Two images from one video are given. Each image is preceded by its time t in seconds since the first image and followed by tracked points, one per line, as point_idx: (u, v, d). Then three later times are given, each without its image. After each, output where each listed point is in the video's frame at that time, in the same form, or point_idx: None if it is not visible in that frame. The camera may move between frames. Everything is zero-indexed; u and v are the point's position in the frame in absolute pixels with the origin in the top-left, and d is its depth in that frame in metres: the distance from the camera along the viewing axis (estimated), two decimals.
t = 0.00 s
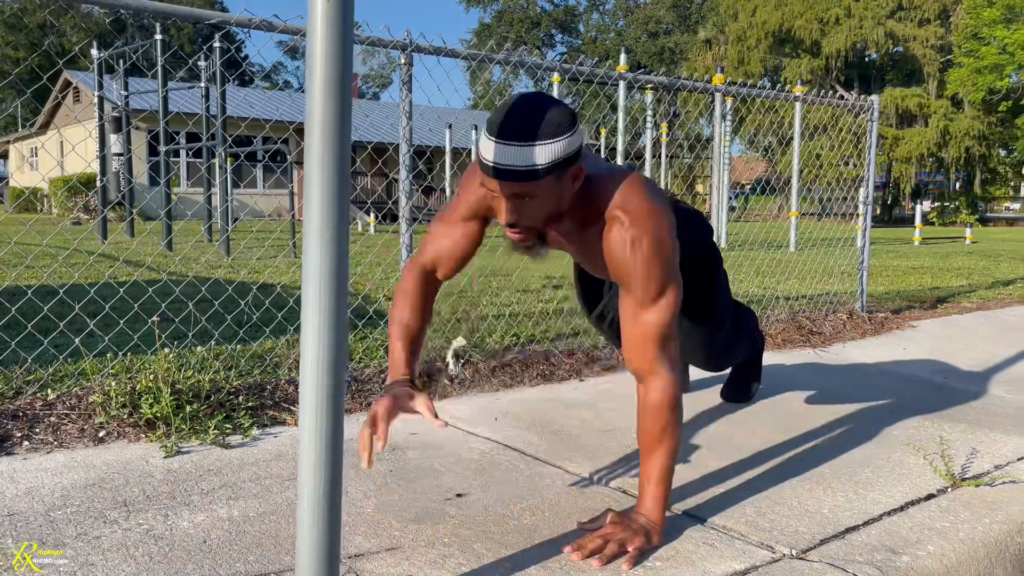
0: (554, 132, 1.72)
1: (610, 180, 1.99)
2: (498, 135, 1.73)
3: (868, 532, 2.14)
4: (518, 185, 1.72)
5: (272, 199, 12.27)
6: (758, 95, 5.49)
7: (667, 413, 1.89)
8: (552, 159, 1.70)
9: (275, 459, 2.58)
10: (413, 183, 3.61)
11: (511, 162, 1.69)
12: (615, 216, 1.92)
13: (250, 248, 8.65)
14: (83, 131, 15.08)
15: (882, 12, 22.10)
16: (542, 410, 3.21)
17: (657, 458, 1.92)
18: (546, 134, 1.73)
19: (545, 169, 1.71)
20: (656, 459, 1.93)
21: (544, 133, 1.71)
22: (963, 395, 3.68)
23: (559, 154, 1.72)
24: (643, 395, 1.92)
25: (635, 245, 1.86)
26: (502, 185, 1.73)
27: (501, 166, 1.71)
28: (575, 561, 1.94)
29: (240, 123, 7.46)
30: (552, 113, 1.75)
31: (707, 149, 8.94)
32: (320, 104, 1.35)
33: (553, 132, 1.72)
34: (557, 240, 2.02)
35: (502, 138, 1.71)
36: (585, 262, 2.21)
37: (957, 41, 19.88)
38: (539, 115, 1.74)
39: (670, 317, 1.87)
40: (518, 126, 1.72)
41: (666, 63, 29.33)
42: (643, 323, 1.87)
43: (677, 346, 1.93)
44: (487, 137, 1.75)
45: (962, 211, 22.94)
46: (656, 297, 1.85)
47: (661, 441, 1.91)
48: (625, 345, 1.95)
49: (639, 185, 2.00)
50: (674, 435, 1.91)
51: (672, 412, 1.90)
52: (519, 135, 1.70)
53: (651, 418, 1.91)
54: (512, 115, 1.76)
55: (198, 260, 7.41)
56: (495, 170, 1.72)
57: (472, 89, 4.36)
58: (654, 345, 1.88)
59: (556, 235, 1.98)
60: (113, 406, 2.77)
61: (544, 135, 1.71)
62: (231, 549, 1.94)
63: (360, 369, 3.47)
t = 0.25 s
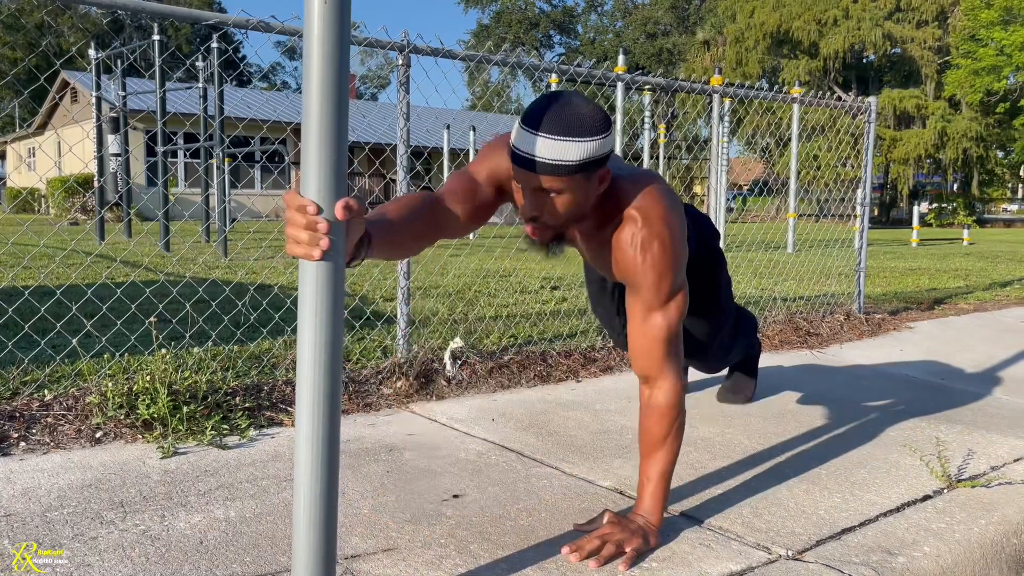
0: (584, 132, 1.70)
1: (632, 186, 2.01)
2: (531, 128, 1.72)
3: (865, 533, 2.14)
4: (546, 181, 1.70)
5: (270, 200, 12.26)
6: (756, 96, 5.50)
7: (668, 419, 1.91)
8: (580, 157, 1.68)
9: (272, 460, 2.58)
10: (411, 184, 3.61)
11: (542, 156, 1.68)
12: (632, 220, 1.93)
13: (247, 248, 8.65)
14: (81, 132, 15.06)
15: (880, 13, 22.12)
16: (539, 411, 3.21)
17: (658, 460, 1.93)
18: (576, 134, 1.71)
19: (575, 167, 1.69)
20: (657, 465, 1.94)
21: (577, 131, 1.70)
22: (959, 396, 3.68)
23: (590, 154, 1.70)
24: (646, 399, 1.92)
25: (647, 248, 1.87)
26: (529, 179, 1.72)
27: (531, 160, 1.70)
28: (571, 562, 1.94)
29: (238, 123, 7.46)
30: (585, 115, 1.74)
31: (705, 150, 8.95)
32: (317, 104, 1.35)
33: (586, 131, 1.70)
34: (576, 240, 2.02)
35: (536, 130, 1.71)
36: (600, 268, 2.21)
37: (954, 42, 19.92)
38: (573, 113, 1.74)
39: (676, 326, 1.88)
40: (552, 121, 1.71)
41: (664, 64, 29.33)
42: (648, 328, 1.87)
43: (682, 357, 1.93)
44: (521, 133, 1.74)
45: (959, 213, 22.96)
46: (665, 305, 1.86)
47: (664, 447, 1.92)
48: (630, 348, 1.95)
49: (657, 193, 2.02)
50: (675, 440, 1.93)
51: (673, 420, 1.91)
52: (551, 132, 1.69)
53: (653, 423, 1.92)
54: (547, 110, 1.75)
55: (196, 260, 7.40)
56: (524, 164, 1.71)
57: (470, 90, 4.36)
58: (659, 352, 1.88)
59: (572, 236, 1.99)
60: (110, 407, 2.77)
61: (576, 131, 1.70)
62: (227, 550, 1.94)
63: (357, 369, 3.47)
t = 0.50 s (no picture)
0: (574, 130, 1.71)
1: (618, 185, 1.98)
2: (518, 129, 1.73)
3: (864, 534, 2.14)
4: (536, 182, 1.71)
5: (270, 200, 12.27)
6: (756, 97, 5.50)
7: (665, 419, 1.91)
8: (570, 156, 1.69)
9: (272, 461, 2.58)
10: (411, 185, 3.61)
11: (530, 156, 1.69)
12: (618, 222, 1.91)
13: (246, 249, 8.65)
14: (81, 133, 15.07)
15: (880, 14, 22.13)
16: (539, 411, 3.21)
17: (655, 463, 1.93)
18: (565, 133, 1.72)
19: (564, 165, 1.70)
20: (655, 467, 1.94)
21: (565, 129, 1.71)
22: (958, 397, 3.69)
23: (579, 152, 1.71)
24: (642, 399, 1.93)
25: (635, 250, 1.86)
26: (520, 180, 1.72)
27: (519, 161, 1.70)
28: (571, 563, 1.94)
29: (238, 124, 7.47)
30: (572, 111, 1.76)
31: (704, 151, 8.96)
32: (318, 104, 1.35)
33: (573, 130, 1.71)
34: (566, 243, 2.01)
35: (524, 131, 1.71)
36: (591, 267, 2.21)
37: (954, 43, 19.94)
38: (561, 112, 1.74)
39: (669, 325, 1.88)
40: (539, 121, 1.72)
41: (664, 65, 29.34)
42: (642, 329, 1.88)
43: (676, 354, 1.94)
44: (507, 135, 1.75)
45: (958, 214, 22.98)
46: (656, 306, 1.86)
47: (660, 449, 1.93)
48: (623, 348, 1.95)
49: (644, 192, 1.99)
50: (671, 440, 1.93)
51: (670, 420, 1.92)
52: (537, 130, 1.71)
53: (649, 423, 1.93)
54: (534, 112, 1.76)
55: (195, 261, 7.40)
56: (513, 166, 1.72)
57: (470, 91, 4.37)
58: (653, 354, 1.89)
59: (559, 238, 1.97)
60: (110, 408, 2.77)
61: (564, 130, 1.71)
62: (228, 551, 1.94)
63: (358, 369, 3.48)
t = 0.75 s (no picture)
0: (535, 177, 1.68)
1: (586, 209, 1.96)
2: (481, 177, 1.69)
3: (864, 533, 2.15)
4: (503, 232, 1.68)
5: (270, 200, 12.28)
6: (756, 97, 5.50)
7: (676, 418, 1.91)
8: (535, 205, 1.66)
9: (272, 459, 2.58)
10: (411, 185, 3.61)
11: (496, 207, 1.66)
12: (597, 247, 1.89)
13: (246, 249, 8.65)
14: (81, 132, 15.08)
15: (880, 14, 22.12)
16: (540, 410, 3.22)
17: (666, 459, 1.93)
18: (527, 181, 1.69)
19: (530, 214, 1.67)
20: (662, 462, 1.94)
21: (531, 176, 1.68)
22: (957, 396, 3.69)
23: (545, 199, 1.69)
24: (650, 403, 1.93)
25: (620, 269, 1.87)
26: (488, 232, 1.69)
27: (485, 214, 1.67)
28: (571, 561, 1.95)
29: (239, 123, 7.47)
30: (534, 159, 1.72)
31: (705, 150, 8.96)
32: (320, 102, 1.36)
33: (537, 178, 1.69)
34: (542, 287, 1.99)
35: (486, 182, 1.68)
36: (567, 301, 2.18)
37: (954, 43, 19.94)
38: (524, 159, 1.71)
39: (669, 327, 1.89)
40: (503, 169, 1.68)
41: (664, 65, 29.36)
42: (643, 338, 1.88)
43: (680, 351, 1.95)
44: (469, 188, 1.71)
45: (959, 214, 22.98)
46: (653, 312, 1.87)
47: (668, 445, 1.92)
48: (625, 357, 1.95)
49: (617, 212, 1.99)
50: (680, 435, 1.93)
51: (680, 416, 1.92)
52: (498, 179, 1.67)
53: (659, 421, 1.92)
54: (496, 159, 1.72)
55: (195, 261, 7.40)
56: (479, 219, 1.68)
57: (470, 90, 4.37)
58: (656, 357, 1.89)
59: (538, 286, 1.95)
60: (111, 406, 2.77)
61: (529, 177, 1.68)
62: (229, 549, 1.94)
63: (358, 369, 3.48)
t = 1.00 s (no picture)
0: (457, 404, 1.66)
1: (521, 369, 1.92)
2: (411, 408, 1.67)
3: (865, 530, 2.15)
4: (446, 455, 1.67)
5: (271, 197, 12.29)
6: (758, 94, 5.50)
7: (694, 437, 1.96)
8: (463, 429, 1.66)
9: (274, 456, 2.58)
10: (413, 182, 3.61)
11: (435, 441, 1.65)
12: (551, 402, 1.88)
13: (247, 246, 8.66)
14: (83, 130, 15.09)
15: (881, 11, 22.09)
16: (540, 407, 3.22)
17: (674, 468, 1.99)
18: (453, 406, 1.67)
19: (465, 433, 1.67)
20: (675, 471, 1.99)
21: (455, 404, 1.65)
22: (957, 393, 3.70)
23: (473, 418, 1.67)
24: (665, 435, 1.97)
25: (577, 403, 1.86)
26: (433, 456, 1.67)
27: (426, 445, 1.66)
28: (572, 558, 1.95)
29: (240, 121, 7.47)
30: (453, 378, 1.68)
31: (706, 148, 8.97)
32: (323, 101, 1.36)
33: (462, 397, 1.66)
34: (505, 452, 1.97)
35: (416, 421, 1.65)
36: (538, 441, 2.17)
37: (954, 41, 19.93)
38: (443, 383, 1.67)
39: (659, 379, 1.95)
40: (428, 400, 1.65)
41: (665, 63, 29.35)
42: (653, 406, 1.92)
43: (679, 378, 2.00)
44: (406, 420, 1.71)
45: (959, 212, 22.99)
46: (635, 396, 1.89)
47: (681, 457, 1.97)
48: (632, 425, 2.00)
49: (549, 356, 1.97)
50: (694, 447, 1.97)
51: (696, 436, 1.97)
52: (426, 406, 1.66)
53: (672, 451, 1.97)
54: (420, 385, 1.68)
55: (195, 258, 7.40)
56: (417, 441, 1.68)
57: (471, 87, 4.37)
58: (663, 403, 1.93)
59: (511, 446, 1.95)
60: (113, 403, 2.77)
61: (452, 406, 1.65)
62: (231, 545, 1.95)
63: (360, 366, 3.49)
